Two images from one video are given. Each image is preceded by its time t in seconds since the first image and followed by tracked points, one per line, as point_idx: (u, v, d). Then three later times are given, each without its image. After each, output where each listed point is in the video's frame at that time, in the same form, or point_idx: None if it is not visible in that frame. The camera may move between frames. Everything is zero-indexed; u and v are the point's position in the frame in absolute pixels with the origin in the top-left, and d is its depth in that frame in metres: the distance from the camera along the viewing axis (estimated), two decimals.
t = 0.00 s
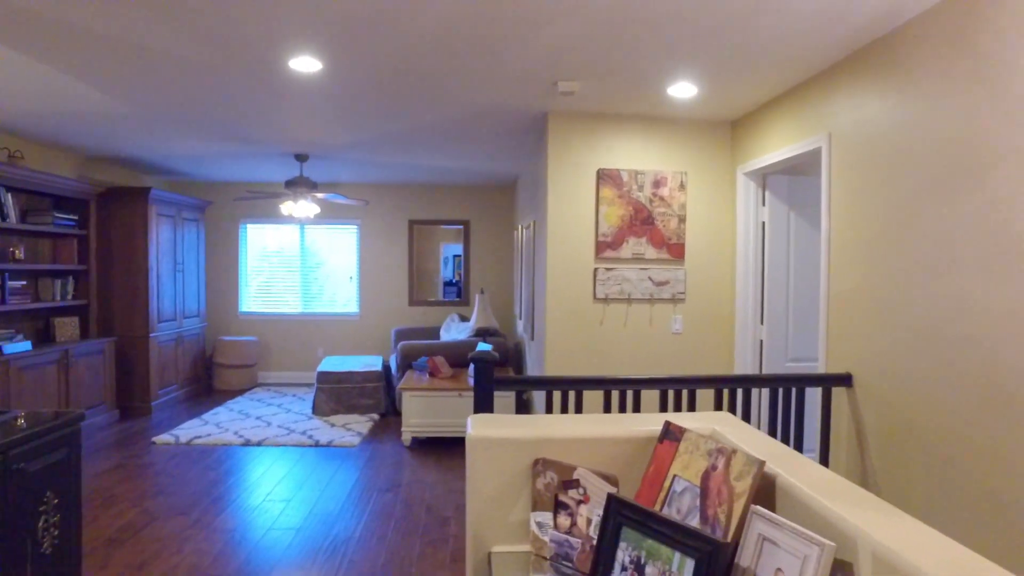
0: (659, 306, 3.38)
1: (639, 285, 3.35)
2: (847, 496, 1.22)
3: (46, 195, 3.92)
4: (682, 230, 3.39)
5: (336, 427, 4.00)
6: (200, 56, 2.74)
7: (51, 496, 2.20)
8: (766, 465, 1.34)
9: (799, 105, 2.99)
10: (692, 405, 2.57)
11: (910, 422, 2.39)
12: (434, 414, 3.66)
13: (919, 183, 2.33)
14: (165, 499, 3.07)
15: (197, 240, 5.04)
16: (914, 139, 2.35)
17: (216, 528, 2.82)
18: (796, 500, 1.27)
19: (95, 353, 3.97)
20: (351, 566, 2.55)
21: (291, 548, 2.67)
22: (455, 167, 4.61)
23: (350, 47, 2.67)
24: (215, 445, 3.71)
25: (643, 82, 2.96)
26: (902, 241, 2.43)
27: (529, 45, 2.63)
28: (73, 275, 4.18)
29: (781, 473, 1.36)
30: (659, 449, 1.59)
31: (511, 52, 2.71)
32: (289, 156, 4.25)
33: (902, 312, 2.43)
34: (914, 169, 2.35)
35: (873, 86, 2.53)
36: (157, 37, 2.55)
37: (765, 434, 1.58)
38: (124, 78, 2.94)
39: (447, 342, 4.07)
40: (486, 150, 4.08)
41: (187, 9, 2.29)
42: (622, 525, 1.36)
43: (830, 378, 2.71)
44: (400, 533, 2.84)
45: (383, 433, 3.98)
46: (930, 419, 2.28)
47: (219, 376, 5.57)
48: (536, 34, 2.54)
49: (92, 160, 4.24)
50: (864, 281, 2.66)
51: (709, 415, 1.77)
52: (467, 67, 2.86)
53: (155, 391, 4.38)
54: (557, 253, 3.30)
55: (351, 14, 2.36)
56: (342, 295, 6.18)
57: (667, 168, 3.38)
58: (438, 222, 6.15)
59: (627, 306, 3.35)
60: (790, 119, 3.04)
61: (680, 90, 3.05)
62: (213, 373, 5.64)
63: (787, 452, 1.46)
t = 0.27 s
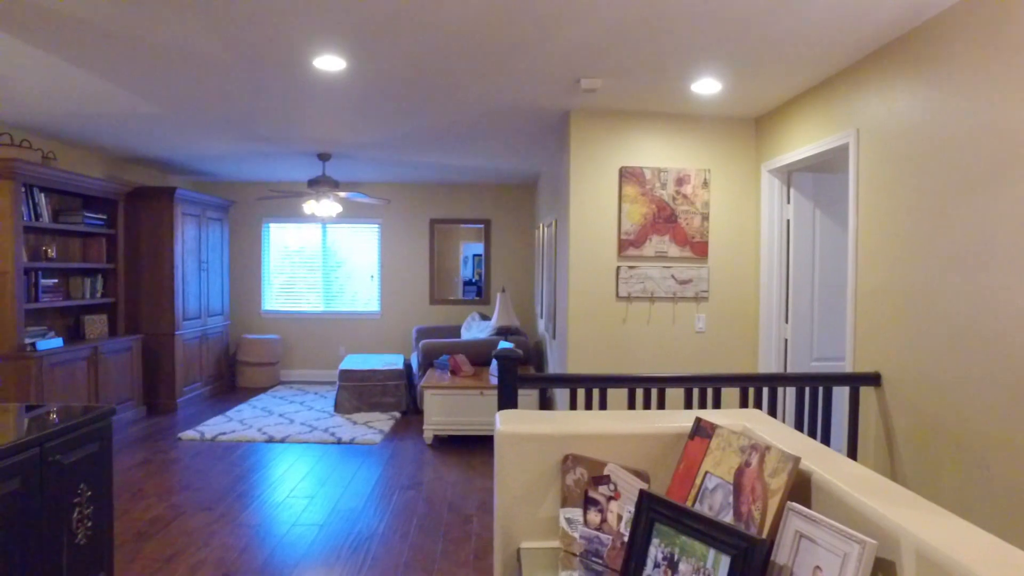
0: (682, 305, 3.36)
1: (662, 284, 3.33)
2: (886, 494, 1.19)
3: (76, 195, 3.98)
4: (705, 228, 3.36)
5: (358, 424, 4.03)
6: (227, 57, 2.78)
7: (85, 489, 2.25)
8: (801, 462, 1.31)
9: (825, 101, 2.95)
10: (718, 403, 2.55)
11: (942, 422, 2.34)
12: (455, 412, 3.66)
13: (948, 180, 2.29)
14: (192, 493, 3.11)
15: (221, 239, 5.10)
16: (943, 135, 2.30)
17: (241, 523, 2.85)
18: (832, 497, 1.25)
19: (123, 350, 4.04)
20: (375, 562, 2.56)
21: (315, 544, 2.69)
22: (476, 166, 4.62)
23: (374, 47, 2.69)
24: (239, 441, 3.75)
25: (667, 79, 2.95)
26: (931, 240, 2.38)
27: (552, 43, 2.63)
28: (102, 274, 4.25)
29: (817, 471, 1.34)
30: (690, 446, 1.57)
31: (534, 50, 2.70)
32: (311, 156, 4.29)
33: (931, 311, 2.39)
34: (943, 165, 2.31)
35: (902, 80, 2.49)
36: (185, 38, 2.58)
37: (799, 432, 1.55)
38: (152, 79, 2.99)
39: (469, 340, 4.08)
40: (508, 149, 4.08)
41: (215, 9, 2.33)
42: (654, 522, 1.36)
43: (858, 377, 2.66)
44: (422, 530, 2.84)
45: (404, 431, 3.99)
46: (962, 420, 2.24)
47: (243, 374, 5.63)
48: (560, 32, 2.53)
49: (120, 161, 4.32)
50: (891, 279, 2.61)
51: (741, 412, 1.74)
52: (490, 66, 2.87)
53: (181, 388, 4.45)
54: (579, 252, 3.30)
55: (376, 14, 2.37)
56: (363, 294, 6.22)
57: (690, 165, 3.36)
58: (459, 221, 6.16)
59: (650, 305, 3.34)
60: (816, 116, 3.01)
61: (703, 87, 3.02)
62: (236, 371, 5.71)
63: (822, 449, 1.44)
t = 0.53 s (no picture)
0: (704, 304, 3.33)
1: (684, 282, 3.31)
2: (925, 494, 1.16)
3: (103, 194, 4.02)
4: (728, 227, 3.33)
5: (379, 423, 4.05)
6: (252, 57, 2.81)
7: (115, 484, 2.28)
8: (837, 461, 1.29)
9: (850, 97, 2.91)
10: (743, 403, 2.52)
11: (973, 425, 2.29)
12: (475, 411, 3.67)
13: (977, 178, 2.25)
14: (216, 489, 3.15)
15: (243, 239, 5.15)
16: (971, 133, 2.26)
17: (264, 520, 2.88)
18: (870, 497, 1.22)
19: (149, 348, 4.09)
20: (397, 560, 2.57)
21: (337, 541, 2.70)
22: (495, 165, 4.63)
23: (397, 46, 2.70)
24: (262, 439, 3.79)
25: (690, 76, 2.92)
26: (960, 238, 2.34)
27: (574, 40, 2.62)
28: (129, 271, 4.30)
29: (852, 471, 1.31)
30: (720, 445, 1.55)
31: (556, 48, 2.69)
32: (332, 155, 4.31)
33: (960, 311, 2.34)
34: (972, 163, 2.27)
35: (931, 76, 2.45)
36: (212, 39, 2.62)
37: (831, 432, 1.53)
38: (179, 80, 3.03)
39: (489, 339, 4.08)
40: (528, 148, 4.08)
41: (243, 11, 2.35)
42: (686, 520, 1.34)
43: (886, 378, 2.61)
44: (444, 529, 2.84)
45: (424, 430, 4.01)
46: (994, 422, 2.19)
47: (266, 373, 5.68)
48: (582, 30, 2.52)
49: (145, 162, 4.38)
50: (917, 279, 2.57)
51: (770, 412, 1.72)
52: (512, 65, 2.87)
53: (204, 386, 4.50)
54: (600, 250, 3.29)
55: (400, 14, 2.38)
56: (383, 293, 6.25)
57: (713, 163, 3.33)
58: (477, 221, 6.17)
59: (672, 304, 3.31)
60: (841, 112, 2.96)
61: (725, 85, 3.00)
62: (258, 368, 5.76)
63: (857, 450, 1.41)
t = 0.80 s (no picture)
0: (726, 303, 3.30)
1: (705, 281, 3.29)
2: (963, 494, 1.14)
3: (127, 195, 4.08)
4: (749, 226, 3.31)
5: (398, 421, 4.06)
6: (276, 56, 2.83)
7: (142, 478, 2.31)
8: (870, 459, 1.27)
9: (874, 93, 2.87)
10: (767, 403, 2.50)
11: (1003, 426, 2.25)
12: (494, 409, 3.67)
13: (1005, 176, 2.21)
14: (238, 486, 3.18)
15: (264, 238, 5.20)
16: (999, 130, 2.22)
17: (286, 516, 2.90)
18: (905, 497, 1.20)
19: (172, 345, 4.14)
20: (418, 557, 2.57)
21: (358, 538, 2.71)
22: (514, 164, 4.63)
23: (419, 46, 2.71)
24: (283, 436, 3.82)
25: (712, 73, 2.90)
26: (988, 237, 2.30)
27: (596, 39, 2.61)
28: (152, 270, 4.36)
29: (887, 469, 1.29)
30: (749, 443, 1.53)
31: (577, 46, 2.69)
32: (352, 155, 4.34)
33: (989, 310, 2.30)
34: (999, 161, 2.23)
35: (957, 72, 2.41)
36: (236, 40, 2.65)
37: (862, 430, 1.50)
38: (203, 81, 3.06)
39: (507, 338, 4.08)
40: (548, 147, 4.08)
41: (268, 12, 2.37)
42: (717, 518, 1.32)
43: (913, 378, 2.57)
44: (464, 527, 2.84)
45: (443, 428, 4.02)
46: None
47: (287, 371, 5.73)
48: (604, 28, 2.51)
49: (168, 163, 4.44)
50: (944, 278, 2.53)
51: (798, 410, 1.70)
52: (533, 63, 2.87)
53: (226, 383, 4.55)
54: (621, 249, 3.28)
55: (422, 13, 2.39)
56: (401, 292, 6.27)
57: (734, 161, 3.31)
58: (495, 220, 6.18)
59: (692, 303, 3.29)
60: (865, 109, 2.92)
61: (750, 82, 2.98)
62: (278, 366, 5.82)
63: (891, 448, 1.39)
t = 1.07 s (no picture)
0: (744, 302, 3.28)
1: (723, 280, 3.27)
2: (999, 494, 1.11)
3: (148, 195, 4.14)
4: (769, 224, 3.28)
5: (415, 420, 4.07)
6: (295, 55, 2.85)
7: (164, 474, 2.33)
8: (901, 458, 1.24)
9: (896, 90, 2.83)
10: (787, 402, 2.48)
11: None
12: (510, 409, 3.67)
13: None
14: (257, 483, 3.20)
15: (281, 238, 5.24)
16: None
17: (304, 513, 2.91)
18: (938, 497, 1.18)
19: (191, 344, 4.18)
20: (436, 556, 2.58)
21: (376, 536, 2.72)
22: (530, 164, 4.63)
23: (437, 45, 2.71)
24: (300, 434, 3.84)
25: (731, 71, 2.88)
26: (1015, 235, 2.26)
27: (615, 37, 2.60)
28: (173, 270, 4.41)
29: (918, 469, 1.27)
30: (774, 442, 1.51)
31: (596, 44, 2.68)
32: (369, 154, 4.36)
33: (1016, 310, 2.26)
34: None
35: (981, 68, 2.38)
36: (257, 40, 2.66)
37: (891, 429, 1.47)
38: (223, 81, 3.09)
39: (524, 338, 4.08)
40: (564, 146, 4.07)
41: (288, 12, 2.39)
42: (744, 515, 1.31)
43: (937, 378, 2.53)
44: (481, 526, 2.84)
45: (460, 427, 4.02)
46: None
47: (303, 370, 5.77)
48: (623, 26, 2.50)
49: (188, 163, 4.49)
50: (969, 277, 2.49)
51: (824, 410, 1.68)
52: (551, 62, 2.86)
53: (244, 382, 4.59)
54: (638, 248, 3.26)
55: (442, 12, 2.39)
56: (416, 292, 6.29)
57: (753, 159, 3.29)
58: (510, 220, 6.18)
59: (711, 302, 3.28)
60: (887, 106, 2.89)
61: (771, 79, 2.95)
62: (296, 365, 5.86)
63: (921, 447, 1.36)
